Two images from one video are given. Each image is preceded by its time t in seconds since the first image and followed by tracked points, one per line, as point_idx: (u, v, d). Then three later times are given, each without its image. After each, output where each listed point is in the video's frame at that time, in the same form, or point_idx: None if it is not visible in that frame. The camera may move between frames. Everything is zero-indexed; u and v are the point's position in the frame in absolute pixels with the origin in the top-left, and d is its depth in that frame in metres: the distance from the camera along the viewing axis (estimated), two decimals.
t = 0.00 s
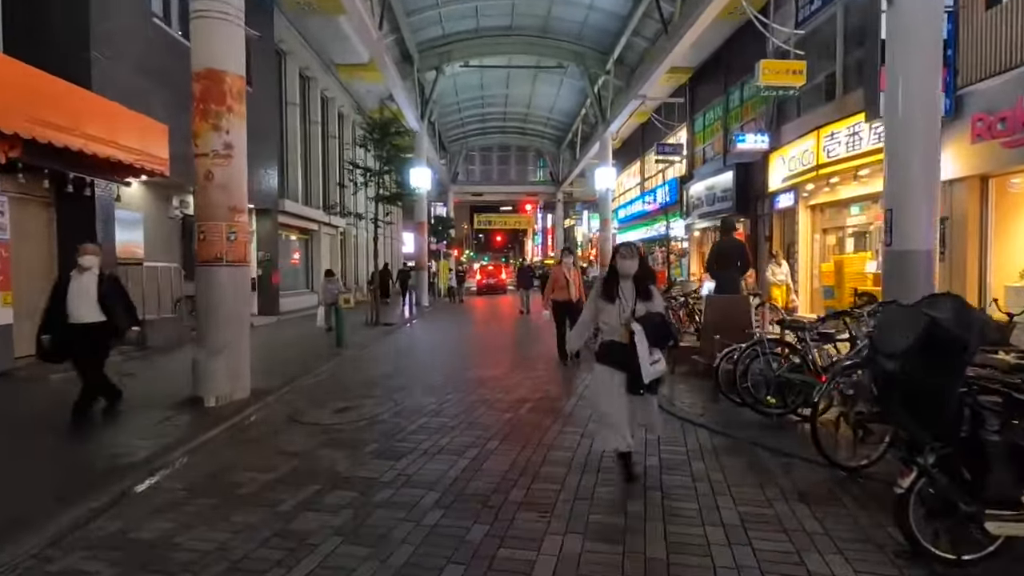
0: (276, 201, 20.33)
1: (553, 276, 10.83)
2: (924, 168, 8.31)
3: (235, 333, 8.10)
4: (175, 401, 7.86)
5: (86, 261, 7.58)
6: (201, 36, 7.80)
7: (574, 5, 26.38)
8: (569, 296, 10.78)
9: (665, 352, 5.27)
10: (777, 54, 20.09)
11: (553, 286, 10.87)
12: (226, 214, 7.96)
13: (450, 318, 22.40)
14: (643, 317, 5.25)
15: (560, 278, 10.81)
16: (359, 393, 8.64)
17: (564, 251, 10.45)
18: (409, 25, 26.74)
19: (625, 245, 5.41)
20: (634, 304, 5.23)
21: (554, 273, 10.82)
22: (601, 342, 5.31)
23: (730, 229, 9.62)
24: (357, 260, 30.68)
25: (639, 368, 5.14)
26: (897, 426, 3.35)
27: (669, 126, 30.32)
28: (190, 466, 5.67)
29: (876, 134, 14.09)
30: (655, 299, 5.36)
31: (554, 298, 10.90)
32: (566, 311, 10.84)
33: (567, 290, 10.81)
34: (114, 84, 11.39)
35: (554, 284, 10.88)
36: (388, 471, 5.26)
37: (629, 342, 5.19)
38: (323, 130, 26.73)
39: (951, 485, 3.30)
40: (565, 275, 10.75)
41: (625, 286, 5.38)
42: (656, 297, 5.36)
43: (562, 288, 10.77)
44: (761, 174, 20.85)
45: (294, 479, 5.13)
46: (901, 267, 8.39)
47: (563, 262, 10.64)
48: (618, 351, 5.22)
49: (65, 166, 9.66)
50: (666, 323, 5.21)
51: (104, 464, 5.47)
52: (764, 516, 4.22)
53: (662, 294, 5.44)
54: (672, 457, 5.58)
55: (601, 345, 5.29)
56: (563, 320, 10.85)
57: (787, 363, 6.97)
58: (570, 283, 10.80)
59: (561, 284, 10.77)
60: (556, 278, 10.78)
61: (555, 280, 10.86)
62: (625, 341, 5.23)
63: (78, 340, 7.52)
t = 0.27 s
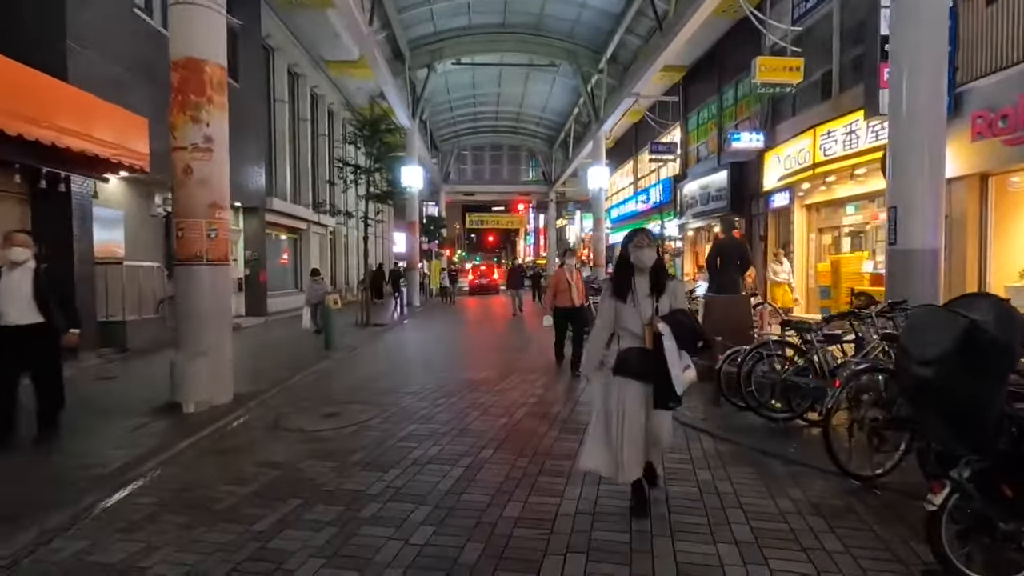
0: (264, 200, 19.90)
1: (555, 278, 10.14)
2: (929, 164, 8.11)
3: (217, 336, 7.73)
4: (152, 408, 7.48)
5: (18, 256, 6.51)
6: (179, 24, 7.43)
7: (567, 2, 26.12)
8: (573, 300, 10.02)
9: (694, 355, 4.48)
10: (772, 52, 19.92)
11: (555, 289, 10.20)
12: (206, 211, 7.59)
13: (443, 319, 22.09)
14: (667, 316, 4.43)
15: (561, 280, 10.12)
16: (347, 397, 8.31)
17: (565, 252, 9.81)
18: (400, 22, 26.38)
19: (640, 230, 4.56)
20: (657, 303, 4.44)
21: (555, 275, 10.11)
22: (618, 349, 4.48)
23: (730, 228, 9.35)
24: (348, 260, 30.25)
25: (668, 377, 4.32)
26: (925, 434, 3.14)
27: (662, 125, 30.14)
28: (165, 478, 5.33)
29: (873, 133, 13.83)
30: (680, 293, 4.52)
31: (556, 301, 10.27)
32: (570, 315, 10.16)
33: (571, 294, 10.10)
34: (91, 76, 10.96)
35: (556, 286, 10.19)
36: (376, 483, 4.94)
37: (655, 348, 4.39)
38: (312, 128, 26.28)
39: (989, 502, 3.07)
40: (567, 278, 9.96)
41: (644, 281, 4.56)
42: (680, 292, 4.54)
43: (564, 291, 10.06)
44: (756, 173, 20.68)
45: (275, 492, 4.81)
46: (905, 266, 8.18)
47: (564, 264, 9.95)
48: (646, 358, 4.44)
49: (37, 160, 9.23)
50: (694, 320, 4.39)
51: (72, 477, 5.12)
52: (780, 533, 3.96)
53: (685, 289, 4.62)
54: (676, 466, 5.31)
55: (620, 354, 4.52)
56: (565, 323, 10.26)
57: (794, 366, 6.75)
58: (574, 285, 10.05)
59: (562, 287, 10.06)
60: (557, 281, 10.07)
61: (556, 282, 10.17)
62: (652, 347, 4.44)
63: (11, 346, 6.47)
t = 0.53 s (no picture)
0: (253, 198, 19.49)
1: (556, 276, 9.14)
2: (937, 160, 7.88)
3: (200, 337, 7.39)
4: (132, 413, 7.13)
5: None
6: (158, 10, 7.07)
7: None
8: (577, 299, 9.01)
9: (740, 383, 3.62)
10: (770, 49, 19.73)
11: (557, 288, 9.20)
12: (188, 207, 7.25)
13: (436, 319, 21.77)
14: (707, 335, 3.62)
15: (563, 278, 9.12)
16: (336, 401, 7.98)
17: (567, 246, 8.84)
18: (393, 18, 26.01)
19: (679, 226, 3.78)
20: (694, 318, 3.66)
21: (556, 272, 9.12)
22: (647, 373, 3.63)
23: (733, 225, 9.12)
24: (340, 259, 29.84)
25: (707, 408, 3.45)
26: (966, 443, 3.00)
27: (657, 123, 29.93)
28: (141, 490, 5.01)
29: (874, 130, 13.64)
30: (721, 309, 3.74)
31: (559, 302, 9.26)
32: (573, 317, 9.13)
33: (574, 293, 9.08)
34: (70, 68, 10.56)
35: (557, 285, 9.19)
36: (365, 495, 4.64)
37: (692, 372, 3.53)
38: (303, 126, 25.86)
39: None
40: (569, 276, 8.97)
41: (680, 293, 3.76)
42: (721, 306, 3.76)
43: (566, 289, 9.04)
44: (752, 171, 20.50)
45: (256, 505, 4.49)
46: (913, 264, 7.96)
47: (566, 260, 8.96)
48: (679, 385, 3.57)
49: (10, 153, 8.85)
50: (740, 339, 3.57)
51: (40, 489, 4.79)
52: (799, 549, 3.70)
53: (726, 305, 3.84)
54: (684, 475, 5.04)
55: (644, 378, 3.63)
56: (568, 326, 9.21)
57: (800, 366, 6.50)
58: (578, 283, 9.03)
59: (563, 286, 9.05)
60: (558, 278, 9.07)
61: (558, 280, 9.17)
62: (687, 372, 3.58)
63: None
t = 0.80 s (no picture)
0: (246, 197, 19.15)
1: (563, 279, 8.20)
2: (948, 158, 7.65)
3: (183, 341, 7.06)
4: (113, 420, 6.80)
5: None
6: None
7: None
8: (586, 306, 8.10)
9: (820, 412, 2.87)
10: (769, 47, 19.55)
11: (563, 293, 8.24)
12: (172, 205, 6.95)
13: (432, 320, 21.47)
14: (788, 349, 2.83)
15: (571, 282, 8.18)
16: (328, 406, 7.68)
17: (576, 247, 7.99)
18: (388, 15, 25.71)
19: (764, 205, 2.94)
20: (771, 327, 2.88)
21: (563, 276, 8.19)
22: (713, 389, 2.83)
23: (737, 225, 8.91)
24: (334, 259, 29.52)
25: (787, 443, 2.66)
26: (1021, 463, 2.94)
27: (655, 122, 29.73)
28: (117, 504, 4.71)
29: (876, 129, 13.43)
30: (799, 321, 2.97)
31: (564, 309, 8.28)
32: (581, 326, 8.18)
33: (582, 299, 8.14)
34: (54, 63, 10.23)
35: (564, 290, 8.23)
36: (358, 510, 4.38)
37: (770, 395, 2.72)
38: (296, 124, 25.52)
39: None
40: (578, 280, 8.13)
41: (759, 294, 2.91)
42: (798, 316, 3.03)
43: (574, 296, 8.14)
44: (751, 171, 20.30)
45: (241, 521, 4.23)
46: (923, 264, 7.74)
47: (575, 262, 8.07)
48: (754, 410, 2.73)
49: None
50: (825, 358, 2.86)
51: (8, 504, 4.49)
52: (821, 571, 3.48)
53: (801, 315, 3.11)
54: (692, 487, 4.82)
55: (704, 401, 2.82)
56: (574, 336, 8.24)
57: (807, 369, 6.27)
58: (587, 288, 8.12)
59: (570, 291, 8.17)
60: (565, 282, 8.17)
61: (564, 284, 8.22)
62: (763, 397, 2.74)
63: None
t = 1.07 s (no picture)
0: (239, 194, 18.82)
1: (572, 275, 7.74)
2: (962, 154, 7.32)
3: (166, 341, 6.76)
4: (92, 426, 6.49)
5: None
6: None
7: None
8: (596, 303, 7.60)
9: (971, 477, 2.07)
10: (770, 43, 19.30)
11: (572, 290, 7.76)
12: (155, 199, 6.63)
13: (429, 320, 21.19)
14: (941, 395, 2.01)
15: (581, 278, 7.73)
16: (319, 410, 7.37)
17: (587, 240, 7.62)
18: (384, 11, 25.37)
19: (911, 190, 2.13)
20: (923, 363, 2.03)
21: (572, 271, 7.75)
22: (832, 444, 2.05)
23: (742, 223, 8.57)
24: (329, 258, 29.20)
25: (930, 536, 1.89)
26: None
27: (654, 121, 29.50)
28: (90, 516, 4.42)
29: (880, 125, 13.22)
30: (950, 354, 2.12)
31: (573, 307, 7.78)
32: (591, 325, 7.66)
33: (592, 296, 7.64)
34: (37, 54, 9.89)
35: (573, 286, 7.75)
36: (345, 525, 4.07)
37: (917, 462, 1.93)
38: (291, 121, 25.18)
39: None
40: (587, 277, 7.70)
41: (904, 326, 2.09)
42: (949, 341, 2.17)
43: (583, 292, 7.68)
44: (752, 169, 20.07)
45: (218, 538, 3.92)
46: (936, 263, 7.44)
47: (585, 256, 7.66)
48: (899, 491, 1.92)
49: None
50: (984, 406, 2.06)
51: None
52: None
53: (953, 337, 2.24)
54: (703, 498, 4.52)
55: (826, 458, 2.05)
56: (584, 336, 7.69)
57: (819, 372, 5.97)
58: (597, 284, 7.65)
59: (580, 287, 7.70)
60: (574, 278, 7.75)
61: (574, 281, 7.76)
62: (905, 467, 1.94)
63: None
